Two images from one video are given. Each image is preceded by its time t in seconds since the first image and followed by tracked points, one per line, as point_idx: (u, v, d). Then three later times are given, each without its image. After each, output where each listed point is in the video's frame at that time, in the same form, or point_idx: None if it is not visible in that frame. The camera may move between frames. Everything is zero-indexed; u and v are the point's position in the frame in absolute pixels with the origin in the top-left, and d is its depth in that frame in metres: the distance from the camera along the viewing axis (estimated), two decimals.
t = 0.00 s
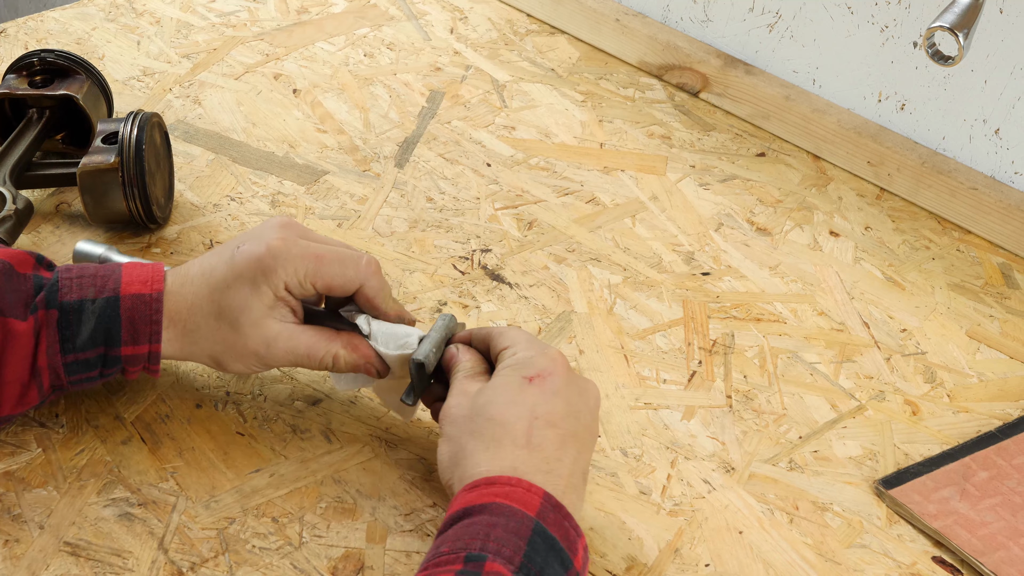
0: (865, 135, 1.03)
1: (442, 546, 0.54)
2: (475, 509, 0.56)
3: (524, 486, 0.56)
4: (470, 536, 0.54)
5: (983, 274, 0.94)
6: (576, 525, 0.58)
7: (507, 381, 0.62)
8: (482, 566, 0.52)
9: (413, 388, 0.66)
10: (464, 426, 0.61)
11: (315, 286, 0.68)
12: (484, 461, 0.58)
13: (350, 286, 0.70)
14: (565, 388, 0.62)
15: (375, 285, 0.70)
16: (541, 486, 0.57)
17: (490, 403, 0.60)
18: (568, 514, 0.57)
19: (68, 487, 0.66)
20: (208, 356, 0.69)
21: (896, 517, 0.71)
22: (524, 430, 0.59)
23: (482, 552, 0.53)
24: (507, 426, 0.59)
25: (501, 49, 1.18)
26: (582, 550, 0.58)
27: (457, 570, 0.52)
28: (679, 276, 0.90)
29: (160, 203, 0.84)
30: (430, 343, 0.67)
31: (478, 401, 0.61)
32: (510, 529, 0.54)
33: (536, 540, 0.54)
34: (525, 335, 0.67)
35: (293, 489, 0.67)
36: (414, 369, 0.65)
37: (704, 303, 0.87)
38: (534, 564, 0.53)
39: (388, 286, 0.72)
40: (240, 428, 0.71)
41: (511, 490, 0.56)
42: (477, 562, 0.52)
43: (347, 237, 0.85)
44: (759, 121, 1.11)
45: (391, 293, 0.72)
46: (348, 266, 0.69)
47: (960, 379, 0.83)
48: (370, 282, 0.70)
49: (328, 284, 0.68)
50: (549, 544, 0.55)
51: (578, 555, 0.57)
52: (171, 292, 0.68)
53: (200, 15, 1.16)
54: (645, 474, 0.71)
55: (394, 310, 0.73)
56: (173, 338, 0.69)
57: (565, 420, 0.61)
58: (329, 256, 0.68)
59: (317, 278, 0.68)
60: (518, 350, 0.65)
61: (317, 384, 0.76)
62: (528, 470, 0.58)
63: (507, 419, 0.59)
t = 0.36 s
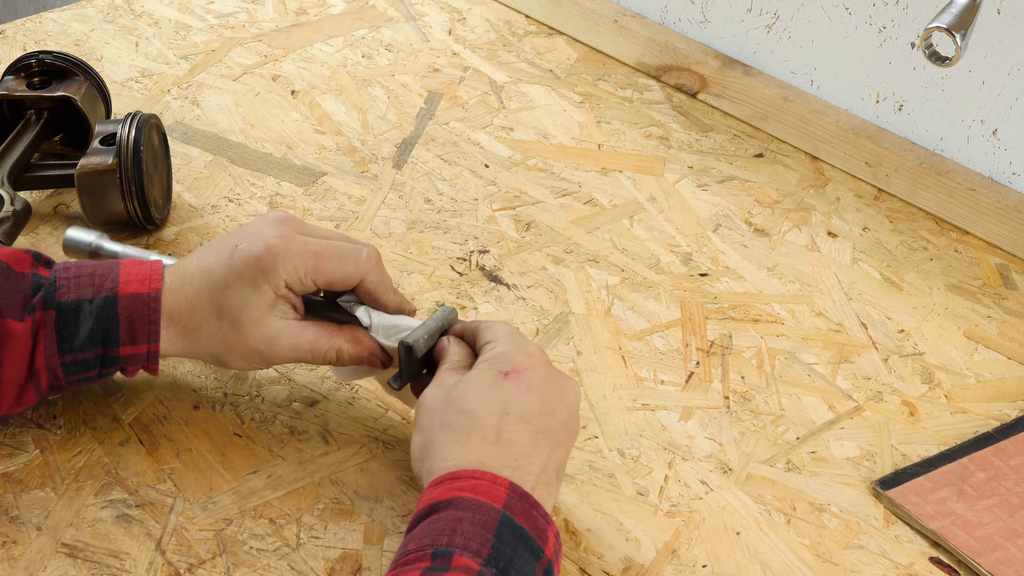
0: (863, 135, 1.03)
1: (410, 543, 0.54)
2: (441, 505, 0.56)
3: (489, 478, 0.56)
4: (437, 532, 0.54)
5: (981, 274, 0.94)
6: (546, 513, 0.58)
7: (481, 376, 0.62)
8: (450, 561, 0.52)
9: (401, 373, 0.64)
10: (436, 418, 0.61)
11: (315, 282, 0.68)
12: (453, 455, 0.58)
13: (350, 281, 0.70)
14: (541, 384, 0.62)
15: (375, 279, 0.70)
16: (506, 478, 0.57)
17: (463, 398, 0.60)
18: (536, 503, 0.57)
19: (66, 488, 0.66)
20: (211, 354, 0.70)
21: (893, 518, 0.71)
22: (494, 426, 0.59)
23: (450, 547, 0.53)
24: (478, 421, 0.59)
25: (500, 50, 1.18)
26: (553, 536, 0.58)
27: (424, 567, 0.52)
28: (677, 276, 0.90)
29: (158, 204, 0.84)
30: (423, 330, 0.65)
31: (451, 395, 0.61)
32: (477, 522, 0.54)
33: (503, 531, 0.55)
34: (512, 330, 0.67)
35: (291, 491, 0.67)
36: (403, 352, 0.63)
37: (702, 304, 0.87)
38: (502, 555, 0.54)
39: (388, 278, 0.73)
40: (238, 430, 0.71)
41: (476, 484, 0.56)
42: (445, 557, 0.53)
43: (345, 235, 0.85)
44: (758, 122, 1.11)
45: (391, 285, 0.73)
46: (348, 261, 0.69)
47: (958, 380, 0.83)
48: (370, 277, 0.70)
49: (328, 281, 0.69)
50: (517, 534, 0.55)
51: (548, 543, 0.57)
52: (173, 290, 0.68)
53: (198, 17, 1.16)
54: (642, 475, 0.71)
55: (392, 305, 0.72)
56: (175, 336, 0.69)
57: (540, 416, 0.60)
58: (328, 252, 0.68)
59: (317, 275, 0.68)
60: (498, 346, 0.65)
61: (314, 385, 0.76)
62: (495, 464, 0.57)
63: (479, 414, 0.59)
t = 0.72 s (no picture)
0: (863, 136, 1.03)
1: (395, 545, 0.54)
2: (424, 505, 0.56)
3: (471, 477, 0.56)
4: (421, 533, 0.54)
5: (981, 275, 0.94)
6: (531, 509, 0.58)
7: (458, 373, 0.61)
8: (434, 561, 0.52)
9: (398, 371, 0.64)
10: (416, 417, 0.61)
11: (312, 281, 0.68)
12: (433, 456, 0.58)
13: (348, 279, 0.69)
14: (518, 379, 0.62)
15: (372, 277, 0.70)
16: (488, 476, 0.57)
17: (439, 396, 0.60)
18: (519, 500, 0.57)
19: (64, 491, 0.66)
20: (208, 357, 0.69)
21: (892, 519, 0.71)
22: (472, 423, 0.59)
23: (434, 547, 0.53)
24: (456, 419, 0.59)
25: (499, 51, 1.18)
26: (539, 532, 0.58)
27: (409, 568, 0.52)
28: (676, 277, 0.90)
29: (157, 205, 0.84)
30: (419, 326, 0.65)
31: (427, 393, 0.61)
32: (460, 521, 0.54)
33: (487, 529, 0.54)
34: (493, 322, 0.67)
35: (289, 493, 0.67)
36: (398, 351, 0.63)
37: (701, 305, 0.87)
38: (487, 553, 0.54)
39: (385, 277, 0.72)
40: (236, 432, 0.71)
41: (458, 483, 0.56)
42: (430, 558, 0.53)
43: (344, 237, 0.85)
44: (757, 122, 1.11)
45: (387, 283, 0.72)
46: (346, 259, 0.68)
47: (958, 381, 0.83)
48: (367, 274, 0.69)
49: (325, 280, 0.68)
50: (501, 532, 0.55)
51: (534, 539, 0.57)
52: (168, 292, 0.68)
53: (197, 18, 1.16)
54: (641, 477, 0.71)
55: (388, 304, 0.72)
56: (170, 340, 0.69)
57: (518, 411, 0.60)
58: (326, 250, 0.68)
59: (315, 272, 0.67)
60: (476, 341, 0.65)
61: (313, 388, 0.76)
62: (477, 462, 0.57)
63: (456, 413, 0.59)
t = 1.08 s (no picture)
0: (868, 136, 1.03)
1: (406, 548, 0.54)
2: (437, 510, 0.56)
3: (485, 482, 0.56)
4: (433, 537, 0.54)
5: (986, 276, 0.94)
6: (542, 516, 0.58)
7: (473, 376, 0.61)
8: (445, 564, 0.52)
9: (413, 372, 0.64)
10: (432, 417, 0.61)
11: (332, 273, 0.68)
12: (449, 458, 0.58)
13: (367, 275, 0.70)
14: (532, 382, 0.62)
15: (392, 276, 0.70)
16: (501, 482, 0.57)
17: (455, 400, 0.60)
18: (531, 507, 0.57)
19: (68, 490, 0.66)
20: (223, 344, 0.69)
21: (897, 521, 0.71)
22: (488, 427, 0.59)
23: (445, 550, 0.53)
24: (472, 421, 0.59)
25: (503, 51, 1.18)
26: (549, 541, 0.58)
27: (420, 570, 0.52)
28: (680, 278, 0.90)
29: (161, 205, 0.84)
30: (434, 330, 0.65)
31: (441, 398, 0.61)
32: (472, 526, 0.54)
33: (499, 534, 0.55)
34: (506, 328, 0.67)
35: (293, 493, 0.67)
36: (415, 354, 0.63)
37: (705, 306, 0.87)
38: (498, 557, 0.54)
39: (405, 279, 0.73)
40: (240, 432, 0.71)
41: (472, 487, 0.56)
42: (441, 561, 0.53)
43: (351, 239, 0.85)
44: (762, 122, 1.10)
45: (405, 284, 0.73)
46: (366, 255, 0.69)
47: (963, 382, 0.82)
48: (387, 273, 0.70)
49: (344, 273, 0.69)
50: (512, 538, 0.55)
51: (545, 547, 0.57)
52: (186, 278, 0.68)
53: (201, 18, 1.16)
54: (645, 477, 0.71)
55: (406, 303, 0.73)
56: (185, 324, 0.69)
57: (533, 414, 0.60)
58: (347, 245, 0.69)
59: (335, 266, 0.68)
60: (489, 346, 0.65)
61: (316, 387, 0.76)
62: (491, 466, 0.58)
63: (473, 416, 0.59)
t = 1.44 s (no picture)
0: (876, 137, 1.03)
1: (406, 551, 0.54)
2: (437, 511, 0.56)
3: (485, 481, 0.56)
4: (432, 539, 0.54)
5: (994, 277, 0.93)
6: (543, 514, 0.58)
7: (497, 383, 0.61)
8: (444, 565, 0.52)
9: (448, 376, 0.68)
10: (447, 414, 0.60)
11: (351, 271, 0.68)
12: (466, 457, 0.58)
13: (386, 271, 0.70)
14: (551, 399, 0.62)
15: (411, 271, 0.70)
16: (500, 478, 0.57)
17: (477, 402, 0.60)
18: (532, 504, 0.57)
19: (75, 488, 0.66)
20: (244, 345, 0.70)
21: (905, 522, 0.70)
22: (508, 433, 0.59)
23: (444, 553, 0.53)
24: (491, 427, 0.59)
25: (511, 50, 1.18)
26: (551, 537, 0.58)
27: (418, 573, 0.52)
28: (688, 278, 0.89)
29: (169, 203, 0.84)
30: (460, 332, 0.67)
31: (463, 395, 0.61)
32: (472, 526, 0.54)
33: (499, 533, 0.54)
34: (537, 334, 0.67)
35: (300, 492, 0.67)
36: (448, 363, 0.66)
37: (713, 306, 0.87)
38: (499, 556, 0.53)
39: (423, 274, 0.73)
40: (247, 431, 0.71)
41: (471, 487, 0.56)
42: (440, 563, 0.52)
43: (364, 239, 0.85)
44: (770, 122, 1.10)
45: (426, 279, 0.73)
46: (385, 250, 0.69)
47: (971, 383, 0.82)
48: (406, 268, 0.70)
49: (364, 270, 0.69)
50: (513, 536, 0.55)
51: (547, 544, 0.57)
52: (206, 282, 0.69)
53: (210, 16, 1.16)
54: (652, 477, 0.71)
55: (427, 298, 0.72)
56: (207, 326, 0.69)
57: (549, 429, 0.61)
58: (365, 242, 0.69)
59: (354, 262, 0.68)
60: (511, 351, 0.65)
61: (324, 386, 0.76)
62: (507, 472, 0.58)
63: (493, 421, 0.59)
